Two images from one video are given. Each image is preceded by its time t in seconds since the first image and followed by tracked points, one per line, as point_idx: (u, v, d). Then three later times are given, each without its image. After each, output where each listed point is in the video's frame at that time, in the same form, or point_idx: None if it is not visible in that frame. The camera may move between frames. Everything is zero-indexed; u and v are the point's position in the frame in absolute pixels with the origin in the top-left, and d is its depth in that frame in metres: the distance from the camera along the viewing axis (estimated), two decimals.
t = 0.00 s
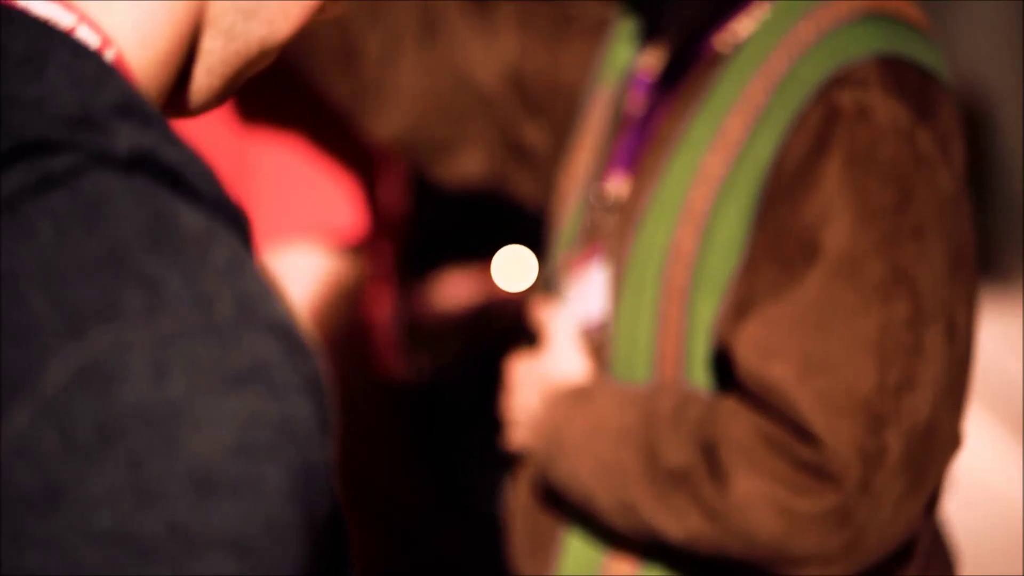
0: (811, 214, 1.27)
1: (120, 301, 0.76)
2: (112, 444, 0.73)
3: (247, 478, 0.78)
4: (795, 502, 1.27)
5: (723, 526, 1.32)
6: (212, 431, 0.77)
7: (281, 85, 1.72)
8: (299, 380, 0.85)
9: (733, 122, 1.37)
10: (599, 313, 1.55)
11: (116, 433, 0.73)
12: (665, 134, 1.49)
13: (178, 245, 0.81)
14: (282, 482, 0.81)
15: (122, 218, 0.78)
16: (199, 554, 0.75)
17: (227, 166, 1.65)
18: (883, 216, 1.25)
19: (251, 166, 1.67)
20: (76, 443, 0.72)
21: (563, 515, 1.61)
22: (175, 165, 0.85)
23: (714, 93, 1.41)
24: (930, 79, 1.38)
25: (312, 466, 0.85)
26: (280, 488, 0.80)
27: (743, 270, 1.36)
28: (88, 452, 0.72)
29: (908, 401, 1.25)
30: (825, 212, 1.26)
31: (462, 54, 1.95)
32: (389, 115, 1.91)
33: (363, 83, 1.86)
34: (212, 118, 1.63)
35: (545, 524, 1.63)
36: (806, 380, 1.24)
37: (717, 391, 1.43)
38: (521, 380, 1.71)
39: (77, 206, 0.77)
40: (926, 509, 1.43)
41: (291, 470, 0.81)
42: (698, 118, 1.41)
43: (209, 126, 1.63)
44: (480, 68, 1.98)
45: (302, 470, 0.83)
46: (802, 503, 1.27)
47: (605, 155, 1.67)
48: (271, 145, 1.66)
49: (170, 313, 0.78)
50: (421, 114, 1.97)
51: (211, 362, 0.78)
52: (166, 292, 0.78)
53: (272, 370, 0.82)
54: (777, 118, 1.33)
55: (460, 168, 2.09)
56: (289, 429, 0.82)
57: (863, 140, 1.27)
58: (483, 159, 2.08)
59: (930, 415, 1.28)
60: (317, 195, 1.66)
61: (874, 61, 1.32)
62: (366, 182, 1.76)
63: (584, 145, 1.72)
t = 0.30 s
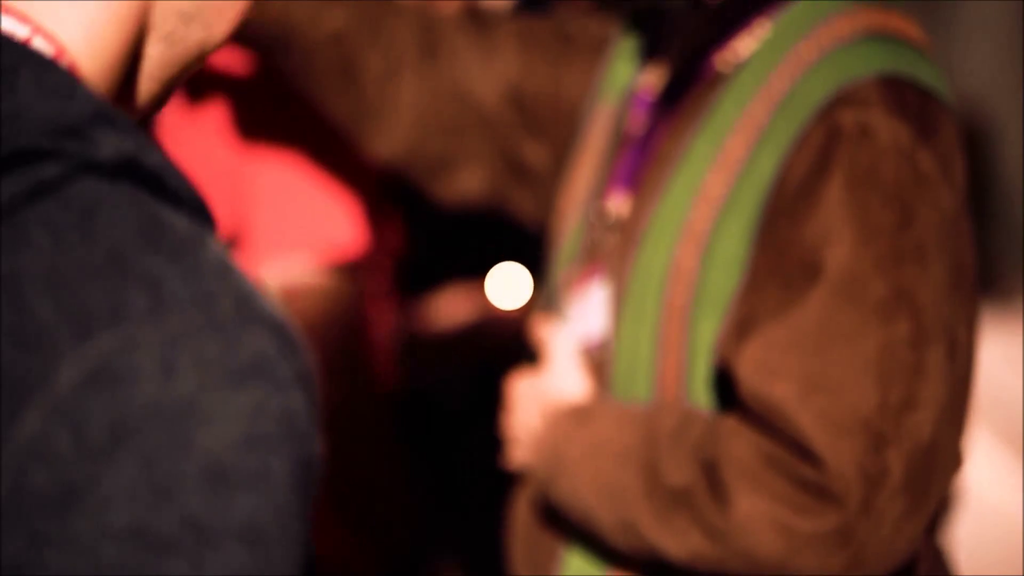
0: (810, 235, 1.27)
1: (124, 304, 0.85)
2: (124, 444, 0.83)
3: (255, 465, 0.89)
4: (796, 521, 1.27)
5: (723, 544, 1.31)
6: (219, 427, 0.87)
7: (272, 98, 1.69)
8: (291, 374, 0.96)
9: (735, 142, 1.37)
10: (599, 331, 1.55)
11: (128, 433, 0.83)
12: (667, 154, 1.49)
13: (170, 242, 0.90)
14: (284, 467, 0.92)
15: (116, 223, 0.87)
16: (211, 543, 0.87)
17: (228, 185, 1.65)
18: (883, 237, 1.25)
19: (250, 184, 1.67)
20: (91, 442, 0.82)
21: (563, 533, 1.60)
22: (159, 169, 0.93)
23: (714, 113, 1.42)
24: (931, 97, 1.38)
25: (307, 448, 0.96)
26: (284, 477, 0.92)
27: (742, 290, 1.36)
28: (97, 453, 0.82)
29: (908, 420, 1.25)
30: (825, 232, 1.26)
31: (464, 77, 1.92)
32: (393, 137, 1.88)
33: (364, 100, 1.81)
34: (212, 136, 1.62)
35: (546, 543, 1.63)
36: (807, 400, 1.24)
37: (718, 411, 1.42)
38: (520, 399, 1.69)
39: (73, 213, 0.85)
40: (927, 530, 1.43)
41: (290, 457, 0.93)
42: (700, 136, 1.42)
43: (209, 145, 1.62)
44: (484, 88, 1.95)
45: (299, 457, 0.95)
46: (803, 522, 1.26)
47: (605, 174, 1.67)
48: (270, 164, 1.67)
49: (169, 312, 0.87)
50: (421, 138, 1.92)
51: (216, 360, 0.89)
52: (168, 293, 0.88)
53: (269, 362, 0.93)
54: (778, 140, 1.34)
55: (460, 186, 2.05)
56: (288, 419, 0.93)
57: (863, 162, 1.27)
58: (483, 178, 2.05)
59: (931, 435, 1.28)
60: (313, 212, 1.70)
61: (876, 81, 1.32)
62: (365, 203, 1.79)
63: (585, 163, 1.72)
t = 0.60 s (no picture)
0: (813, 257, 1.27)
1: (78, 304, 1.10)
2: (89, 436, 1.06)
3: (211, 452, 1.12)
4: (799, 542, 1.26)
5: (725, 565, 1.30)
6: (178, 413, 1.11)
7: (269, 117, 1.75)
8: (239, 363, 1.19)
9: (736, 164, 1.37)
10: (602, 349, 1.56)
11: (94, 423, 1.07)
12: (668, 175, 1.49)
13: (108, 242, 1.15)
14: (236, 455, 1.15)
15: (59, 231, 1.12)
16: (178, 529, 1.09)
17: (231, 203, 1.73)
18: (885, 258, 1.26)
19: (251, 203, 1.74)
20: (58, 434, 1.06)
21: (564, 553, 1.61)
22: (85, 174, 1.19)
23: (716, 133, 1.41)
24: (933, 118, 1.39)
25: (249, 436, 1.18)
26: (239, 460, 1.15)
27: (744, 310, 1.36)
28: (69, 448, 1.06)
29: (911, 441, 1.26)
30: (828, 254, 1.26)
31: (462, 97, 1.88)
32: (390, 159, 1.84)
33: (359, 120, 1.80)
34: (212, 155, 1.71)
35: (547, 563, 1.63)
36: (811, 422, 1.24)
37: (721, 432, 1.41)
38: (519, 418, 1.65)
39: (13, 221, 1.12)
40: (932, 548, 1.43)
41: (243, 441, 1.16)
42: (701, 157, 1.42)
43: (209, 163, 1.71)
44: (481, 105, 1.89)
45: (249, 442, 1.18)
46: (807, 543, 1.26)
47: (606, 194, 1.67)
48: (270, 183, 1.75)
49: (124, 306, 1.11)
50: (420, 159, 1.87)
51: (168, 354, 1.12)
52: (121, 292, 1.12)
53: (218, 352, 1.17)
54: (780, 162, 1.34)
55: (461, 209, 1.95)
56: (236, 411, 1.16)
57: (865, 184, 1.28)
58: (485, 200, 1.97)
59: (935, 455, 1.29)
60: (313, 229, 1.76)
61: (877, 104, 1.33)
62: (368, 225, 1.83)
63: (585, 185, 1.70)
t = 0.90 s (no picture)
0: (813, 274, 1.28)
1: None
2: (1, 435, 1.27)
3: (83, 448, 1.30)
4: (801, 560, 1.26)
5: None
6: (78, 411, 1.30)
7: (274, 137, 1.77)
8: (144, 358, 1.38)
9: (737, 182, 1.37)
10: (602, 368, 1.54)
11: None
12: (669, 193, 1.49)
13: None
14: (146, 442, 1.35)
15: None
16: (53, 522, 1.28)
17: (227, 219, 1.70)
18: (886, 276, 1.26)
19: (249, 220, 1.69)
20: None
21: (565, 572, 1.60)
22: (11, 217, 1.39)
23: (716, 153, 1.42)
24: (933, 135, 1.39)
25: (160, 427, 1.38)
26: (150, 447, 1.36)
27: (745, 328, 1.36)
28: None
29: (911, 459, 1.27)
30: (828, 271, 1.27)
31: (464, 113, 1.92)
32: (393, 168, 1.88)
33: (360, 138, 1.86)
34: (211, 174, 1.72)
35: None
36: (813, 440, 1.23)
37: (722, 452, 1.39)
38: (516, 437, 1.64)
39: None
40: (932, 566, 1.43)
41: (146, 435, 1.35)
42: (700, 175, 1.42)
43: (209, 182, 1.72)
44: (481, 124, 1.93)
45: (155, 432, 1.37)
46: (808, 561, 1.26)
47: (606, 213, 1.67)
48: (270, 200, 1.71)
49: (28, 311, 1.32)
50: (417, 173, 1.91)
51: None
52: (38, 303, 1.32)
53: (47, 348, 1.31)
54: (781, 179, 1.34)
55: (461, 227, 1.97)
56: (128, 404, 1.34)
57: (866, 202, 1.28)
58: (484, 218, 1.97)
59: (935, 473, 1.30)
60: (315, 248, 1.69)
61: (877, 122, 1.33)
62: (370, 246, 1.79)
63: (585, 204, 1.75)
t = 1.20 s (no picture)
0: (814, 295, 1.28)
1: None
2: None
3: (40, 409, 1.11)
4: None
5: None
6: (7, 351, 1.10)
7: (278, 153, 1.76)
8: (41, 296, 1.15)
9: (738, 202, 1.38)
10: (602, 390, 1.55)
11: None
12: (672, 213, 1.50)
13: None
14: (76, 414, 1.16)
15: None
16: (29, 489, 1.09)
17: (230, 241, 1.77)
18: (885, 297, 1.27)
19: (252, 242, 1.77)
20: None
21: None
22: None
23: (716, 173, 1.43)
24: (931, 156, 1.40)
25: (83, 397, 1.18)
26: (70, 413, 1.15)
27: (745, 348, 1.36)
28: None
29: (911, 478, 1.27)
30: (828, 291, 1.27)
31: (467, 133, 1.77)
32: (391, 194, 1.76)
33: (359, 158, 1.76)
34: (211, 195, 1.77)
35: None
36: (813, 460, 1.24)
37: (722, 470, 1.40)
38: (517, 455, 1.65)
39: None
40: None
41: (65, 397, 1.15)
42: (701, 194, 1.43)
43: (209, 204, 1.76)
44: (484, 143, 1.78)
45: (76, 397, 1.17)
46: None
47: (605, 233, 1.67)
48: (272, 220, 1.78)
49: None
50: (422, 194, 1.76)
51: None
52: None
53: None
54: (781, 199, 1.34)
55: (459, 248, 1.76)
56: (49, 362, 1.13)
57: (866, 222, 1.29)
58: (485, 236, 1.77)
59: (934, 491, 1.30)
60: (319, 270, 1.77)
61: (877, 142, 1.33)
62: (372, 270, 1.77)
63: (585, 224, 1.76)
